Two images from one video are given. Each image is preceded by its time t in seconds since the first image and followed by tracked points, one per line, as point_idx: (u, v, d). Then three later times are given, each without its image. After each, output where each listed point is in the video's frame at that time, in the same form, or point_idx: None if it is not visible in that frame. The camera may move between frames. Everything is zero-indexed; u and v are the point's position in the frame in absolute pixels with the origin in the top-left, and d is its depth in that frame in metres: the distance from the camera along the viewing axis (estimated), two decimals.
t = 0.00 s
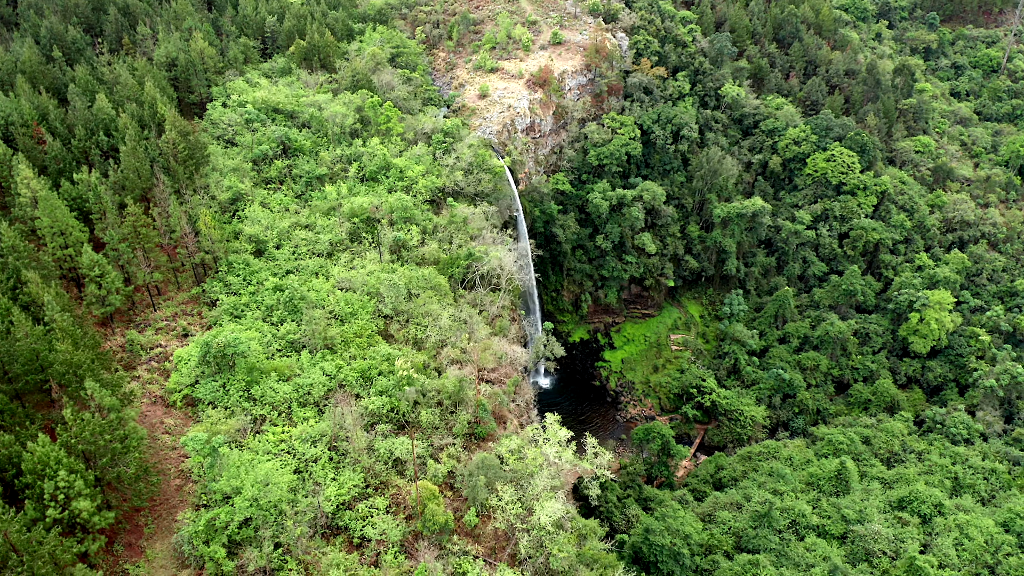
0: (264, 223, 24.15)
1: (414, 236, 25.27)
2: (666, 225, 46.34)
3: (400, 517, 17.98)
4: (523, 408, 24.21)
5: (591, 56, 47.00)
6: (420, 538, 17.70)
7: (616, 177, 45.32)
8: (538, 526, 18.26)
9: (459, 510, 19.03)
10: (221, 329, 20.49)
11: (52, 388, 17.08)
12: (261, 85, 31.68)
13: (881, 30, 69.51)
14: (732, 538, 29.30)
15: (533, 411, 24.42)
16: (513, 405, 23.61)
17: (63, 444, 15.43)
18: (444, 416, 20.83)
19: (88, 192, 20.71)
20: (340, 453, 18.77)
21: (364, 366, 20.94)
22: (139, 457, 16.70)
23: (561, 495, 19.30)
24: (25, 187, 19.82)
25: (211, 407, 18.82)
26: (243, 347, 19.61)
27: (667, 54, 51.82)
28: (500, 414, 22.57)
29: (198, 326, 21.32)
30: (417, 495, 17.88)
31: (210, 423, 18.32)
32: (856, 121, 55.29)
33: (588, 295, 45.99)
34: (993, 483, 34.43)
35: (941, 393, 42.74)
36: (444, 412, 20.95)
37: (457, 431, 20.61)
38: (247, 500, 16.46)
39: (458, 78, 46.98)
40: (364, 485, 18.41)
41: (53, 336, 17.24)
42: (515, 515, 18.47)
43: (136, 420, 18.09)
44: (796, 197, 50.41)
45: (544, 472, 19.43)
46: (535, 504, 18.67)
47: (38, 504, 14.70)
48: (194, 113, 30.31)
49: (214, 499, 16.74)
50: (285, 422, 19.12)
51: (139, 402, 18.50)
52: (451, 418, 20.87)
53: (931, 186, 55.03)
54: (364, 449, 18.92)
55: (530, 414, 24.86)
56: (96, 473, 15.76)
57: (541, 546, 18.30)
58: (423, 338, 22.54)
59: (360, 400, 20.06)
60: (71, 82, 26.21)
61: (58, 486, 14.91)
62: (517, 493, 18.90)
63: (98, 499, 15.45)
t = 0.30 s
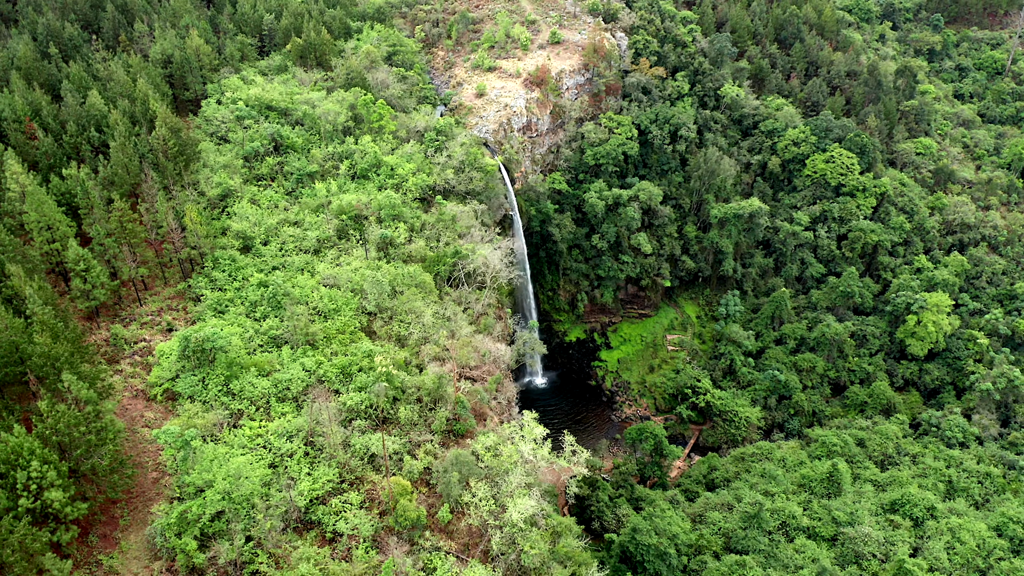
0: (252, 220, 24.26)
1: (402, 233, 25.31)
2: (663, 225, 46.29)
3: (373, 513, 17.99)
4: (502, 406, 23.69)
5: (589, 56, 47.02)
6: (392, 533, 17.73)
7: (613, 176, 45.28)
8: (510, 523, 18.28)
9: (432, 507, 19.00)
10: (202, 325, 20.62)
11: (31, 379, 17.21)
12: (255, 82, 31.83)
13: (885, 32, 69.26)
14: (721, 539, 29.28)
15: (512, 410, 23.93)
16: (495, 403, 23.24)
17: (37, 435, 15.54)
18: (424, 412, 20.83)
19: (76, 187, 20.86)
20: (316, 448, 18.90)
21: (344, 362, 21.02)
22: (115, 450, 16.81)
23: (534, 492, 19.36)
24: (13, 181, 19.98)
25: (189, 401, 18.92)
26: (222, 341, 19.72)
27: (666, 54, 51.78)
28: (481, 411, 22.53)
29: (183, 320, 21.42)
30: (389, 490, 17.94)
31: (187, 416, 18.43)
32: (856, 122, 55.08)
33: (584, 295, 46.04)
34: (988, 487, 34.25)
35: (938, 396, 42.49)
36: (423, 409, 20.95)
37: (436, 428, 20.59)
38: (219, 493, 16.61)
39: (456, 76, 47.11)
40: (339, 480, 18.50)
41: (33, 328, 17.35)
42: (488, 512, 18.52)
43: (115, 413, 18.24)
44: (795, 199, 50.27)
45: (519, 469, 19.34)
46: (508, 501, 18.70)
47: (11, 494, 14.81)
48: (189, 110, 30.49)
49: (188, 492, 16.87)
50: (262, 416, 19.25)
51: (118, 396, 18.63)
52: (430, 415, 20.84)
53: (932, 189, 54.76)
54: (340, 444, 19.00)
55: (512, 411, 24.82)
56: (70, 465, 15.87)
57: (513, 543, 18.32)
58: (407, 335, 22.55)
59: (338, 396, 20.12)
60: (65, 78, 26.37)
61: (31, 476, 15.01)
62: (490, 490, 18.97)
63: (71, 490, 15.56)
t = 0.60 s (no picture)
0: (240, 216, 24.40)
1: (389, 230, 25.34)
2: (660, 225, 46.23)
3: (346, 508, 18.04)
4: (484, 405, 23.66)
5: (587, 55, 47.01)
6: (364, 528, 17.74)
7: (609, 176, 45.24)
8: (482, 519, 18.24)
9: (407, 502, 19.03)
10: (183, 320, 20.73)
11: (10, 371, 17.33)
12: (250, 80, 31.99)
13: (889, 33, 68.96)
14: (710, 539, 29.24)
15: (494, 408, 23.91)
16: (476, 401, 23.26)
17: (12, 426, 15.64)
18: (402, 408, 20.88)
19: (64, 183, 21.04)
20: (292, 442, 19.01)
21: (324, 358, 21.10)
22: (91, 442, 16.92)
23: (508, 489, 19.37)
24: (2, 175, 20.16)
25: (168, 395, 19.00)
26: (201, 336, 19.80)
27: (665, 54, 51.73)
28: (461, 408, 22.58)
29: (167, 315, 21.56)
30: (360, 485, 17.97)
31: (165, 409, 18.51)
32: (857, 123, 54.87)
33: (580, 294, 46.10)
34: (981, 491, 34.07)
35: (935, 399, 42.28)
36: (402, 405, 21.01)
37: (414, 424, 20.63)
38: (191, 485, 16.68)
39: (454, 75, 47.22)
40: (314, 475, 18.60)
41: (13, 320, 17.47)
42: (460, 507, 18.53)
43: (94, 406, 18.38)
44: (793, 200, 50.13)
45: (494, 466, 19.35)
46: (481, 497, 18.69)
47: None
48: (183, 107, 30.69)
49: (161, 485, 16.93)
50: (240, 411, 19.33)
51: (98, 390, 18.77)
52: (409, 412, 20.88)
53: (932, 191, 54.49)
54: (316, 439, 19.10)
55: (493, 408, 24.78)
56: (45, 456, 15.97)
57: (485, 539, 18.27)
58: (389, 332, 22.61)
59: (316, 392, 20.21)
60: (60, 74, 26.57)
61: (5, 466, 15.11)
62: (464, 486, 19.00)
63: (45, 481, 15.67)
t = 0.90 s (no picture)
0: (227, 211, 24.54)
1: (376, 227, 25.39)
2: (656, 225, 46.17)
3: (319, 502, 18.10)
4: (464, 402, 23.69)
5: (586, 54, 47.00)
6: (337, 522, 17.80)
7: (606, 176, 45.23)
8: (454, 515, 18.26)
9: (381, 497, 19.06)
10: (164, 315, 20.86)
11: None
12: (245, 77, 32.15)
13: (892, 34, 68.66)
14: (699, 539, 29.20)
15: (474, 406, 23.91)
16: (456, 398, 23.31)
17: None
18: (381, 404, 20.90)
19: (53, 178, 21.22)
20: (268, 437, 19.10)
21: (304, 353, 21.18)
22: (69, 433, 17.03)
23: (482, 485, 19.43)
24: None
25: (147, 388, 19.10)
26: (180, 330, 19.95)
27: (664, 54, 51.70)
28: (441, 405, 22.61)
29: (151, 309, 21.71)
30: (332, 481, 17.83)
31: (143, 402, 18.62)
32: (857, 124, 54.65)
33: (576, 294, 46.19)
34: (975, 494, 33.86)
35: (932, 402, 42.05)
36: (381, 401, 21.03)
37: (392, 421, 20.62)
38: (163, 477, 16.89)
39: (452, 74, 47.33)
40: (289, 469, 18.69)
41: None
42: (433, 503, 18.48)
43: (75, 398, 18.51)
44: (792, 200, 49.98)
45: (468, 462, 19.25)
46: (454, 492, 18.65)
47: None
48: (179, 104, 30.90)
49: (135, 477, 17.09)
50: (219, 405, 19.45)
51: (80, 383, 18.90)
52: (388, 408, 20.87)
53: (933, 193, 54.18)
54: (292, 433, 19.20)
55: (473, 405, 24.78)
56: (22, 447, 16.08)
57: (457, 534, 18.40)
58: (372, 329, 22.66)
59: (294, 387, 20.31)
60: (54, 71, 26.77)
61: None
62: (438, 482, 18.96)
63: (21, 471, 15.76)
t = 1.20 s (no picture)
0: (216, 207, 24.72)
1: (363, 224, 25.46)
2: (653, 225, 46.16)
3: (292, 496, 18.24)
4: (446, 397, 23.84)
5: (584, 54, 46.99)
6: (309, 516, 17.91)
7: (603, 175, 45.24)
8: (426, 510, 18.30)
9: (354, 492, 19.10)
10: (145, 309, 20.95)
11: None
12: (240, 74, 32.30)
13: (895, 36, 68.36)
14: (688, 539, 29.20)
15: (456, 401, 24.05)
16: (437, 394, 23.42)
17: None
18: (359, 400, 20.95)
19: (41, 173, 21.47)
20: (245, 430, 19.22)
21: (285, 349, 21.27)
22: (46, 425, 17.18)
23: (456, 481, 19.43)
24: None
25: (127, 381, 19.19)
26: (160, 324, 20.06)
27: (662, 54, 51.60)
28: (421, 402, 22.72)
29: (135, 303, 21.85)
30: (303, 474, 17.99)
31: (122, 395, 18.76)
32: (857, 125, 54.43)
33: (572, 293, 46.30)
34: (968, 498, 33.72)
35: (928, 405, 41.89)
36: (359, 397, 21.07)
37: (370, 417, 20.66)
38: (136, 469, 17.04)
39: (450, 72, 47.44)
40: (264, 463, 18.79)
41: None
42: (406, 498, 18.53)
43: (56, 391, 18.64)
44: (790, 202, 49.89)
45: (442, 458, 19.46)
46: (426, 487, 18.80)
47: None
48: (174, 100, 31.11)
49: (109, 467, 17.23)
50: (197, 399, 19.57)
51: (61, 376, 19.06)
52: (366, 404, 20.92)
53: (933, 195, 53.94)
54: (268, 427, 19.31)
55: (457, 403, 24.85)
56: None
57: (429, 529, 18.42)
58: (354, 326, 22.70)
59: (273, 382, 20.42)
60: (48, 67, 26.96)
61: None
62: (411, 478, 19.04)
63: None
